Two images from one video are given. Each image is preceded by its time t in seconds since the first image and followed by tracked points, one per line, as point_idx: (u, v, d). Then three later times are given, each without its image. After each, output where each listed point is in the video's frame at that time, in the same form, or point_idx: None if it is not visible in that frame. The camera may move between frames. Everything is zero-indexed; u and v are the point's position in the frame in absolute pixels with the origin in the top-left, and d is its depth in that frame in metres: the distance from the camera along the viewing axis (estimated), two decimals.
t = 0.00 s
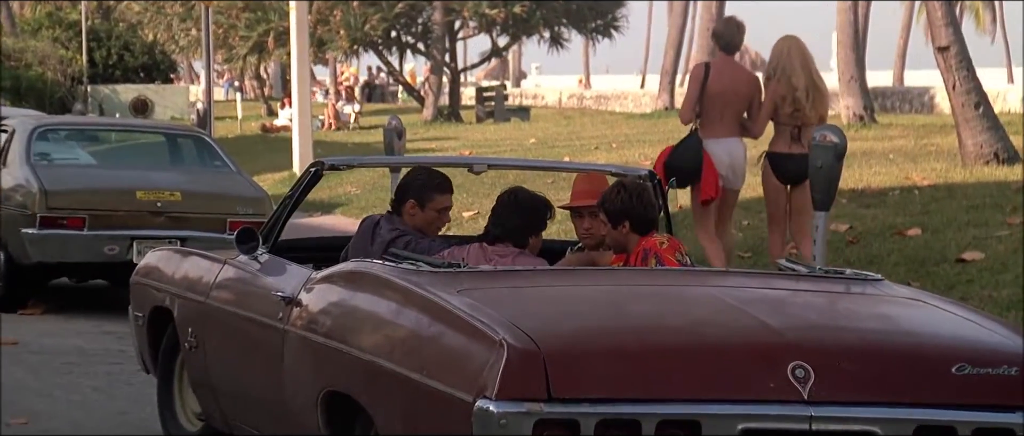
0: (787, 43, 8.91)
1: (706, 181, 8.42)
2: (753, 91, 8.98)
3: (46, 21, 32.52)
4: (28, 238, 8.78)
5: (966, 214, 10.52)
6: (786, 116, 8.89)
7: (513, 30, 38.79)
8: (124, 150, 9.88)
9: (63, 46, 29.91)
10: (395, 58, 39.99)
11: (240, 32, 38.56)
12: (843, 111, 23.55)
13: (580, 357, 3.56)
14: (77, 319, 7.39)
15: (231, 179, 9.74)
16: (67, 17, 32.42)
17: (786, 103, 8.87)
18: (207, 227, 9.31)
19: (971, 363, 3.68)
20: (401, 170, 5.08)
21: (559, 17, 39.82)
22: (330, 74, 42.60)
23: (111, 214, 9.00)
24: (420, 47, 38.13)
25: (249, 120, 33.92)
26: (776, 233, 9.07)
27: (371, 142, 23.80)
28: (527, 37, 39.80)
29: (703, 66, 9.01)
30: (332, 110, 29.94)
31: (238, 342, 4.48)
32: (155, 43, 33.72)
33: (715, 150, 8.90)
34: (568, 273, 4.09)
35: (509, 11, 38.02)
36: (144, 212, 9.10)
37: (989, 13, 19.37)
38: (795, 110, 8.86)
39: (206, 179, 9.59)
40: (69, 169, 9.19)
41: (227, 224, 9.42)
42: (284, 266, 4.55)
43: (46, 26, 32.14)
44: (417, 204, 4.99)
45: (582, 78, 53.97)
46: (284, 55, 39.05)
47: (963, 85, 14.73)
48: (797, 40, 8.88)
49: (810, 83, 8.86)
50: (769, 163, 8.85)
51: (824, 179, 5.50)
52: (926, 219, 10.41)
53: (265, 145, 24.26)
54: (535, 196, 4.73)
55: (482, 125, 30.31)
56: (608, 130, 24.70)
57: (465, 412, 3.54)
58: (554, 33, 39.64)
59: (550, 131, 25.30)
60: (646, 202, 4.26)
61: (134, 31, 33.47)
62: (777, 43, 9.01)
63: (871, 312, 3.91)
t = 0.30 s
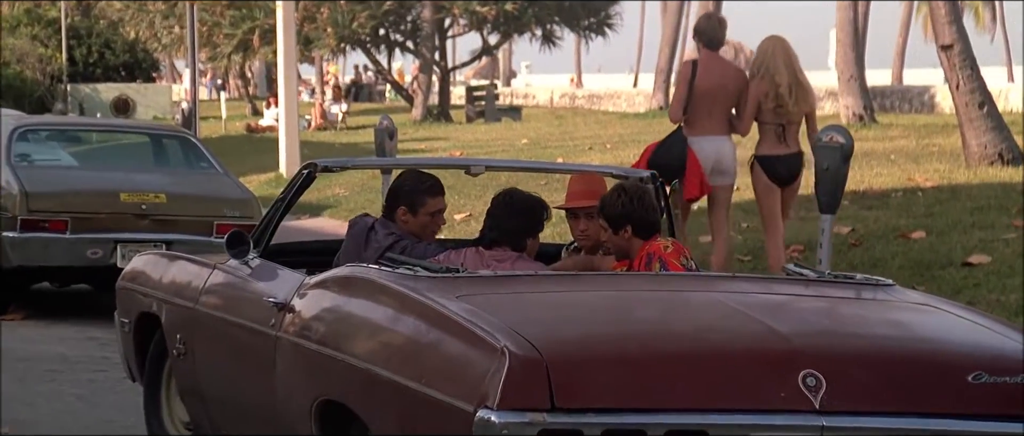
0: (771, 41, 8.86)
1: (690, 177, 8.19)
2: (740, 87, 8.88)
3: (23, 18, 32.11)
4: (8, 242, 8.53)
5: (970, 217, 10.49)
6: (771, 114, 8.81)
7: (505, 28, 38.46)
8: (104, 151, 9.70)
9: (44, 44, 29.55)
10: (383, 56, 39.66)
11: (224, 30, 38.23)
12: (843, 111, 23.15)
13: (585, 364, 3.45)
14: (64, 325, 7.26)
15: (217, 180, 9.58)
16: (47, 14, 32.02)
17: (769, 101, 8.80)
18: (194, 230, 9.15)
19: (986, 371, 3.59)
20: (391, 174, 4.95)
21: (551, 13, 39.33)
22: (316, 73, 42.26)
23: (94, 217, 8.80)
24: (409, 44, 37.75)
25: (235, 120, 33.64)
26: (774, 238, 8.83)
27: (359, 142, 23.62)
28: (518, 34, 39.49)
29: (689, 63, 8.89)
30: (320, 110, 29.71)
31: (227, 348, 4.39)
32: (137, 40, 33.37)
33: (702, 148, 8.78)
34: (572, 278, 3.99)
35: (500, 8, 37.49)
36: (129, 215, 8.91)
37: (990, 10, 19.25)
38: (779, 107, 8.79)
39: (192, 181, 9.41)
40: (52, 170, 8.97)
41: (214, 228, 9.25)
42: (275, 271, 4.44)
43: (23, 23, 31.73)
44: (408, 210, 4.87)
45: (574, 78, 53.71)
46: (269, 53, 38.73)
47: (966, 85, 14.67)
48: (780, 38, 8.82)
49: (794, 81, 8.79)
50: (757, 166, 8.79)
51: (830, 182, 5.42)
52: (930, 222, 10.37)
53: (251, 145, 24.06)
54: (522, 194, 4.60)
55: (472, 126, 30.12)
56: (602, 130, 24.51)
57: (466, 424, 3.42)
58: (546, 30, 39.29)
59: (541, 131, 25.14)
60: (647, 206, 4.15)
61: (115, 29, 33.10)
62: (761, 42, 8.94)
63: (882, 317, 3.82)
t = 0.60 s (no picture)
0: (751, 40, 8.76)
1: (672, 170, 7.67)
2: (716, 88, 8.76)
3: None
4: None
5: (972, 219, 10.43)
6: (751, 115, 8.72)
7: (493, 25, 38.13)
8: (81, 152, 9.37)
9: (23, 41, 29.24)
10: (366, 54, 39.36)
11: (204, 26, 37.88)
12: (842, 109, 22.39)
13: (590, 373, 3.31)
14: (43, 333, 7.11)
15: (200, 182, 9.32)
16: (22, 10, 31.67)
17: (750, 101, 8.69)
18: (176, 233, 8.85)
19: (1004, 382, 3.48)
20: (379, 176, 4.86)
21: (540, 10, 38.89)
22: (299, 71, 41.93)
23: (73, 219, 8.49)
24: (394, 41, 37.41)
25: (217, 119, 33.39)
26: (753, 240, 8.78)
27: (344, 142, 23.42)
28: (506, 32, 39.12)
29: (659, 64, 8.76)
30: (303, 110, 29.48)
31: (212, 356, 4.30)
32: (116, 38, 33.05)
33: (678, 148, 8.63)
34: (575, 284, 3.86)
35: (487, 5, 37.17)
36: (108, 217, 8.61)
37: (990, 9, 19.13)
38: (760, 108, 8.70)
39: (171, 183, 9.13)
40: (24, 172, 8.67)
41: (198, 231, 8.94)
42: (263, 276, 4.33)
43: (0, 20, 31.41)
44: (396, 211, 4.80)
45: (563, 76, 53.43)
46: (250, 51, 38.39)
47: (969, 83, 14.26)
48: (761, 38, 8.72)
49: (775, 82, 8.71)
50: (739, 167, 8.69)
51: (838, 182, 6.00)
52: (933, 225, 10.31)
53: (233, 145, 23.86)
54: (511, 194, 4.52)
55: (459, 125, 29.94)
56: (594, 130, 24.37)
57: None
58: (534, 28, 38.91)
59: (530, 131, 25.01)
60: (649, 208, 4.06)
61: (93, 26, 32.79)
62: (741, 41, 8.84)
63: (896, 324, 3.70)
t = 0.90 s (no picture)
0: (747, 33, 8.60)
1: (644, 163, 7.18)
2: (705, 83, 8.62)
3: None
4: None
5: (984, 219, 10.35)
6: (748, 108, 8.57)
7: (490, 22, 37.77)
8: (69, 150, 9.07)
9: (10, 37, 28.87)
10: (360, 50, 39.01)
11: (194, 22, 37.43)
12: (848, 109, 22.62)
13: (603, 381, 3.19)
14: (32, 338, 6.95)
15: (193, 182, 9.12)
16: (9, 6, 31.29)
17: (747, 95, 8.55)
18: (167, 234, 8.65)
19: None
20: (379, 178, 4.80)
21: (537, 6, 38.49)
22: (290, 67, 41.58)
23: (63, 220, 8.22)
24: (388, 37, 37.05)
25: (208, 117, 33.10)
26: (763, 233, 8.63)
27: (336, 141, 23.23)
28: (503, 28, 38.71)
29: (649, 59, 8.66)
30: (294, 107, 29.24)
31: (209, 362, 4.21)
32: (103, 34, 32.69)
33: (663, 144, 8.53)
34: (584, 289, 3.76)
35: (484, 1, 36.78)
36: (99, 218, 8.36)
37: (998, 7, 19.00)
38: (757, 101, 8.54)
39: (165, 184, 8.91)
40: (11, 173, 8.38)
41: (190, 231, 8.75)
42: (262, 280, 4.24)
43: None
44: (397, 214, 4.73)
45: (559, 73, 53.15)
46: (240, 47, 37.97)
47: (981, 80, 12.98)
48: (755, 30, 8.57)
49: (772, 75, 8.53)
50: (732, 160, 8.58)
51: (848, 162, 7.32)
52: (945, 225, 10.26)
53: (222, 144, 23.66)
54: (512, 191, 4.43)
55: (455, 124, 29.73)
56: (595, 129, 24.18)
57: None
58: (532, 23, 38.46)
59: (527, 129, 24.87)
60: (656, 209, 4.07)
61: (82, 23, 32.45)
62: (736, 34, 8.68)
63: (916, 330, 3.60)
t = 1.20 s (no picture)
0: (737, 37, 8.42)
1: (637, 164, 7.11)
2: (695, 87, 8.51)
3: None
4: None
5: (999, 223, 10.30)
6: (736, 114, 8.46)
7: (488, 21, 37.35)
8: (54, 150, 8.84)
9: None
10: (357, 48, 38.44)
11: (183, 20, 36.64)
12: (855, 109, 22.71)
13: (618, 391, 3.07)
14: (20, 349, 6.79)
15: (186, 185, 8.97)
16: None
17: (735, 102, 8.41)
18: (159, 238, 8.48)
19: None
20: (382, 181, 4.70)
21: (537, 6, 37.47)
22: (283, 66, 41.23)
23: (51, 224, 8.05)
24: (382, 35, 36.70)
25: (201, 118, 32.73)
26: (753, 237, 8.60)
27: (332, 142, 23.11)
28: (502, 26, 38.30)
29: (640, 62, 8.55)
30: (288, 107, 29.02)
31: (205, 369, 4.11)
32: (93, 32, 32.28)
33: (652, 149, 8.45)
34: (597, 296, 3.65)
35: None
36: (88, 221, 8.18)
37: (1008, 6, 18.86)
38: (745, 108, 8.41)
39: (155, 186, 8.74)
40: None
41: (182, 235, 8.58)
42: (262, 287, 4.14)
43: None
44: (401, 219, 4.62)
45: (557, 72, 53.03)
46: (231, 45, 37.26)
47: (992, 79, 14.00)
48: (746, 36, 8.39)
49: (760, 81, 8.39)
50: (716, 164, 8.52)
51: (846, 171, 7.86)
52: (958, 229, 10.22)
53: (216, 144, 23.55)
54: (518, 194, 4.34)
55: (454, 124, 29.59)
56: (596, 130, 23.98)
57: None
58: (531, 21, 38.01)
59: (527, 130, 24.73)
60: (663, 215, 3.95)
61: (72, 21, 32.05)
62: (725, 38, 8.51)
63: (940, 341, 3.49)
